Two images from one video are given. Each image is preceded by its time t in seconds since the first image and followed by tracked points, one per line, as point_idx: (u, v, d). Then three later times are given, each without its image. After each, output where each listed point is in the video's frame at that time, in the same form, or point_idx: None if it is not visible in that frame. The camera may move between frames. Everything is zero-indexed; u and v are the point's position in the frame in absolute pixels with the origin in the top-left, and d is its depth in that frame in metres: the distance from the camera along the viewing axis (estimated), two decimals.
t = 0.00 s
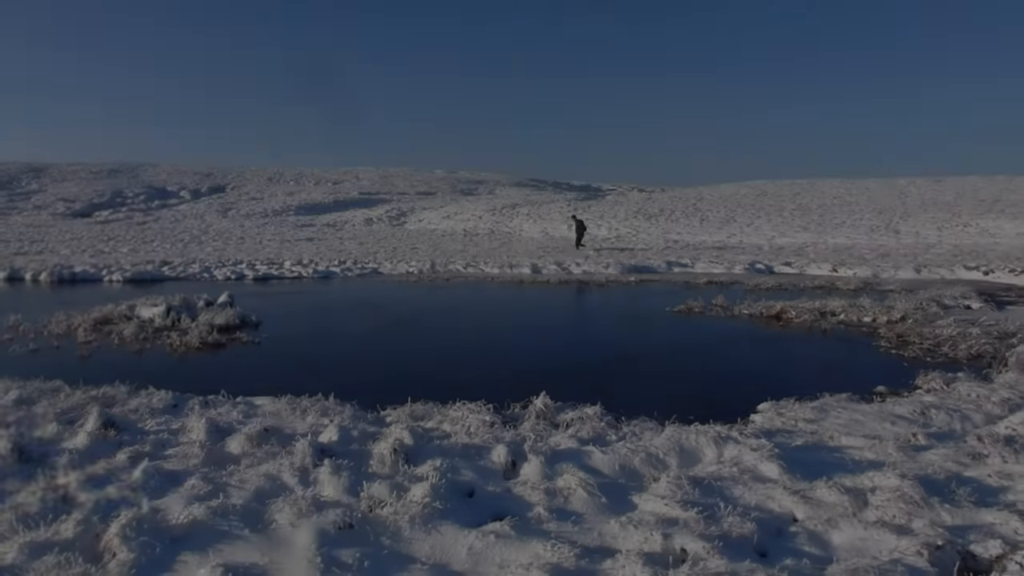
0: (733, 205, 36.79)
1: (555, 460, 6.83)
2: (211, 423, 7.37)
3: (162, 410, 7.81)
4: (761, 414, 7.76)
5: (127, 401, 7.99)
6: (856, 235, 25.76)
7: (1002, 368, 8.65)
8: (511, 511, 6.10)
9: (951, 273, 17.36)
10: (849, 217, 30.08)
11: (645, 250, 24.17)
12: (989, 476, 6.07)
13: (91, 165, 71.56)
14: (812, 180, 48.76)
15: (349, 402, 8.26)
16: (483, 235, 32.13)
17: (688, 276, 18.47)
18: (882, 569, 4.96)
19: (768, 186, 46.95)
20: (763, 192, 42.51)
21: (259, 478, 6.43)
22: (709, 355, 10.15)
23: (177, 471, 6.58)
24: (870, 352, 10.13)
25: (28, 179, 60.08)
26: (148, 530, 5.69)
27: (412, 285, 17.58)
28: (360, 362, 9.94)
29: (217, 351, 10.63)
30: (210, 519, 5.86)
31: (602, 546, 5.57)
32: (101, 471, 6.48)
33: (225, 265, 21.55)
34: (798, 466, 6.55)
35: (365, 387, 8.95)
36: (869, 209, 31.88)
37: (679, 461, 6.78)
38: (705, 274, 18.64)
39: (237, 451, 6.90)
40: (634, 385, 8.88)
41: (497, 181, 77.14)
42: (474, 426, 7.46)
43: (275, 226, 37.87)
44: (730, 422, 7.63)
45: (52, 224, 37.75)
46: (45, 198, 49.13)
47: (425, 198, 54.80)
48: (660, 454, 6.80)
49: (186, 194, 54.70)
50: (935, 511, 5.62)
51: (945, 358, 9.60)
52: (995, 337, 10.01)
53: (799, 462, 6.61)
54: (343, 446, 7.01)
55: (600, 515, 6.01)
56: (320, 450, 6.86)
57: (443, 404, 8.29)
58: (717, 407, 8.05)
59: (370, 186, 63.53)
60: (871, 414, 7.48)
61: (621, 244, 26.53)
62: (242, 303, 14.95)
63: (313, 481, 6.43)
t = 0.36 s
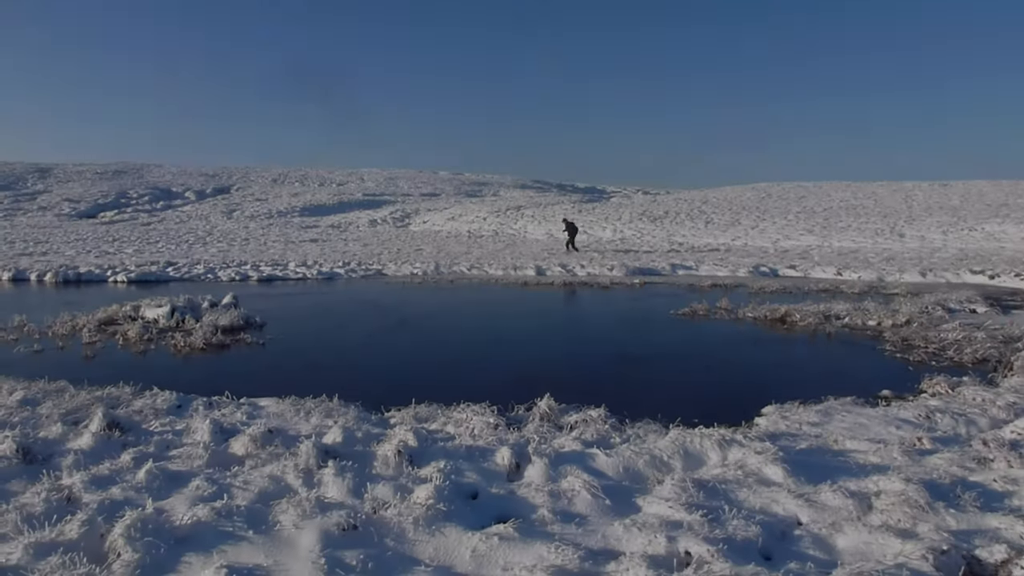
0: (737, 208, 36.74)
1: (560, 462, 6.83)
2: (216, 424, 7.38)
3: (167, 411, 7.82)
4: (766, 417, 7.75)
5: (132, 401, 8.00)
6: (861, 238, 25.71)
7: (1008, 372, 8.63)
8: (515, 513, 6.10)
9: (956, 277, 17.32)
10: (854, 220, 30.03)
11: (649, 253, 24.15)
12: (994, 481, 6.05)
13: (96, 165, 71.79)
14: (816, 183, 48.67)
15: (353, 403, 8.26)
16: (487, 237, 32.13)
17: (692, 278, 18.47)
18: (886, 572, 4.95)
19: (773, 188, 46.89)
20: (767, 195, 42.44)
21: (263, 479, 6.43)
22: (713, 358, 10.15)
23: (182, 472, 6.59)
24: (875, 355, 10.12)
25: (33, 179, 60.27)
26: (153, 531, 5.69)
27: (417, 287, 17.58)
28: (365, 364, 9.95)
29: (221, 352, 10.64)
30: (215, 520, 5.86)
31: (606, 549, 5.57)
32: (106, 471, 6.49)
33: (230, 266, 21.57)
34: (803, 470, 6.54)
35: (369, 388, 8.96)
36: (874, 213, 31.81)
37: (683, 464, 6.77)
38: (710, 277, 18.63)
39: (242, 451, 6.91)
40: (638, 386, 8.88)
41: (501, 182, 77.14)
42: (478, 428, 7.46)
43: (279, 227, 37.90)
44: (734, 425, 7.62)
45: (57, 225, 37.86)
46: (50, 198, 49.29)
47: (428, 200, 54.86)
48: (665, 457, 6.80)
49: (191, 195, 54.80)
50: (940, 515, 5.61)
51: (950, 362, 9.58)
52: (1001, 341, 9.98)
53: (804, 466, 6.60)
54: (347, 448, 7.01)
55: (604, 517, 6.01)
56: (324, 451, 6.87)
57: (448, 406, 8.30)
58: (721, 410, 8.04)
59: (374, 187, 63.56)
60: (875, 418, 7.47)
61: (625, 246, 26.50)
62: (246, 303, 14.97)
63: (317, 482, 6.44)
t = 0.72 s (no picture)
0: (740, 208, 36.70)
1: (563, 462, 6.83)
2: (220, 424, 7.39)
3: (171, 411, 7.83)
4: (769, 417, 7.74)
5: (135, 401, 8.01)
6: (865, 238, 25.67)
7: (1012, 372, 8.61)
8: (519, 513, 6.11)
9: (960, 277, 17.28)
10: (857, 220, 29.98)
11: (653, 253, 24.12)
12: (998, 481, 6.04)
13: (101, 166, 71.99)
14: (820, 183, 48.62)
15: (357, 403, 8.26)
16: (490, 237, 32.12)
17: (695, 278, 18.45)
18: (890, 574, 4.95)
19: (776, 188, 46.86)
20: (770, 195, 42.39)
21: (266, 479, 6.44)
22: (717, 358, 10.15)
23: (186, 472, 6.60)
24: (878, 355, 10.09)
25: (38, 180, 60.47)
26: (157, 530, 5.71)
27: (420, 287, 17.59)
28: (368, 364, 9.96)
29: (224, 352, 10.66)
30: (219, 520, 5.88)
31: (610, 549, 5.56)
32: (110, 471, 6.50)
33: (233, 266, 21.59)
34: (806, 470, 6.54)
35: (373, 388, 8.96)
36: (877, 212, 31.75)
37: (687, 464, 6.77)
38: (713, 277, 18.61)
39: (245, 451, 6.92)
40: (642, 386, 8.87)
41: (503, 182, 77.12)
42: (481, 428, 7.46)
43: (282, 227, 37.93)
44: (737, 425, 7.60)
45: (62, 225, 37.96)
46: (54, 199, 49.45)
47: (431, 200, 54.89)
48: (668, 457, 6.79)
49: (194, 195, 54.89)
50: (944, 516, 5.60)
51: (954, 362, 9.57)
52: (1005, 341, 9.96)
53: (808, 467, 6.59)
54: (350, 448, 7.02)
55: (607, 517, 6.01)
56: (327, 451, 6.88)
57: (451, 406, 8.30)
58: (724, 410, 8.04)
59: (377, 188, 63.60)
60: (879, 418, 7.46)
61: (629, 246, 26.48)
62: (250, 304, 15.00)
63: (320, 482, 6.45)
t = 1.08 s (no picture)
0: (743, 209, 36.68)
1: (566, 463, 6.83)
2: (224, 424, 7.40)
3: (174, 411, 7.85)
4: (773, 419, 7.73)
5: (140, 401, 8.04)
6: (869, 240, 25.65)
7: (1017, 375, 8.59)
8: (522, 514, 6.11)
9: (964, 279, 17.26)
10: (861, 222, 29.96)
11: (656, 254, 24.13)
12: (1003, 484, 6.03)
13: (105, 167, 72.35)
14: (823, 184, 48.60)
15: (360, 404, 8.27)
16: (494, 238, 32.15)
17: (698, 280, 18.47)
18: None
19: (779, 189, 46.88)
20: (774, 196, 42.38)
21: (270, 479, 6.46)
22: (720, 359, 10.16)
23: (189, 472, 6.62)
24: (881, 357, 10.09)
25: (42, 180, 60.68)
26: (161, 530, 5.73)
27: (423, 288, 17.61)
28: (371, 364, 9.99)
29: (228, 353, 10.69)
30: (223, 520, 5.89)
31: (613, 551, 5.56)
32: (115, 471, 6.52)
33: (237, 266, 21.64)
34: (810, 472, 6.54)
35: (376, 388, 8.97)
36: (881, 214, 31.73)
37: (690, 466, 6.77)
38: (716, 279, 18.61)
39: (249, 452, 6.93)
40: (644, 387, 8.88)
41: (507, 183, 77.19)
42: (484, 429, 7.47)
43: (285, 228, 38.01)
44: (741, 426, 7.60)
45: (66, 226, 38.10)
46: (59, 199, 49.64)
47: (435, 201, 54.92)
48: (671, 459, 6.79)
49: (198, 196, 55.04)
50: (947, 519, 5.60)
51: (958, 364, 9.55)
52: (1009, 344, 9.94)
53: (812, 469, 6.58)
54: (354, 449, 7.03)
55: (610, 519, 6.01)
56: (331, 452, 6.89)
57: (454, 407, 8.32)
58: (727, 412, 8.03)
59: (381, 189, 63.69)
60: (883, 420, 7.45)
61: (632, 247, 26.50)
62: (254, 304, 15.03)
63: (324, 483, 6.46)
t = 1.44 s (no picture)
0: (749, 209, 36.62)
1: (572, 463, 6.83)
2: (231, 424, 7.43)
3: (182, 411, 7.88)
4: (779, 419, 7.72)
5: (147, 402, 8.07)
6: (876, 239, 25.59)
7: None
8: (529, 514, 6.12)
9: (972, 279, 17.20)
10: (868, 221, 29.89)
11: (662, 254, 24.12)
12: (1012, 486, 6.00)
13: (113, 168, 72.76)
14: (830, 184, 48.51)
15: (366, 404, 8.29)
16: (500, 238, 32.20)
17: (704, 280, 18.45)
18: None
19: (786, 189, 46.81)
20: (781, 196, 42.32)
21: (278, 479, 6.48)
22: (726, 360, 10.13)
23: (197, 472, 6.64)
24: (888, 358, 10.06)
25: (50, 182, 60.91)
26: (169, 530, 5.75)
27: (429, 288, 17.64)
28: (378, 364, 10.02)
29: (235, 353, 10.72)
30: (231, 520, 5.91)
31: (620, 552, 5.56)
32: (123, 470, 6.55)
33: (244, 267, 21.73)
34: (817, 473, 6.53)
35: (382, 387, 9.00)
36: (888, 214, 31.64)
37: (697, 466, 6.76)
38: (723, 279, 18.60)
39: (256, 452, 6.95)
40: (651, 388, 8.88)
41: (513, 184, 77.27)
42: (491, 430, 7.48)
43: (292, 228, 38.13)
44: (748, 427, 7.57)
45: (74, 227, 38.29)
46: (67, 201, 49.91)
47: (441, 201, 54.99)
48: (678, 460, 6.79)
49: (205, 198, 55.27)
50: (956, 521, 5.58)
51: (966, 365, 9.50)
52: (1017, 344, 9.89)
53: (819, 470, 6.57)
54: (361, 448, 7.04)
55: (617, 519, 6.01)
56: (338, 452, 6.90)
57: (461, 407, 8.32)
58: (734, 413, 8.00)
59: (387, 189, 63.85)
60: (890, 421, 7.43)
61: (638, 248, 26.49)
62: (260, 305, 15.07)
63: (331, 483, 6.47)
